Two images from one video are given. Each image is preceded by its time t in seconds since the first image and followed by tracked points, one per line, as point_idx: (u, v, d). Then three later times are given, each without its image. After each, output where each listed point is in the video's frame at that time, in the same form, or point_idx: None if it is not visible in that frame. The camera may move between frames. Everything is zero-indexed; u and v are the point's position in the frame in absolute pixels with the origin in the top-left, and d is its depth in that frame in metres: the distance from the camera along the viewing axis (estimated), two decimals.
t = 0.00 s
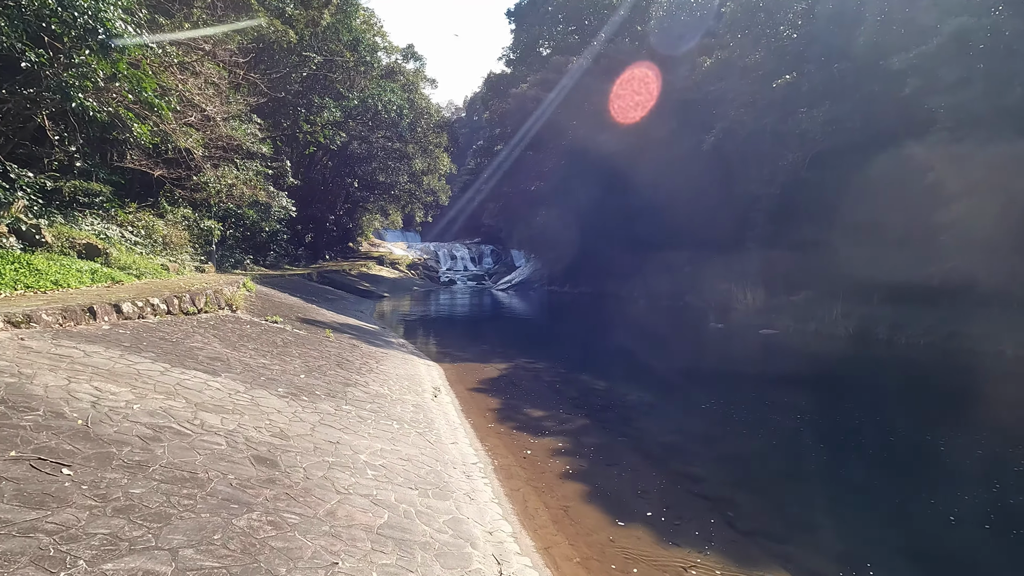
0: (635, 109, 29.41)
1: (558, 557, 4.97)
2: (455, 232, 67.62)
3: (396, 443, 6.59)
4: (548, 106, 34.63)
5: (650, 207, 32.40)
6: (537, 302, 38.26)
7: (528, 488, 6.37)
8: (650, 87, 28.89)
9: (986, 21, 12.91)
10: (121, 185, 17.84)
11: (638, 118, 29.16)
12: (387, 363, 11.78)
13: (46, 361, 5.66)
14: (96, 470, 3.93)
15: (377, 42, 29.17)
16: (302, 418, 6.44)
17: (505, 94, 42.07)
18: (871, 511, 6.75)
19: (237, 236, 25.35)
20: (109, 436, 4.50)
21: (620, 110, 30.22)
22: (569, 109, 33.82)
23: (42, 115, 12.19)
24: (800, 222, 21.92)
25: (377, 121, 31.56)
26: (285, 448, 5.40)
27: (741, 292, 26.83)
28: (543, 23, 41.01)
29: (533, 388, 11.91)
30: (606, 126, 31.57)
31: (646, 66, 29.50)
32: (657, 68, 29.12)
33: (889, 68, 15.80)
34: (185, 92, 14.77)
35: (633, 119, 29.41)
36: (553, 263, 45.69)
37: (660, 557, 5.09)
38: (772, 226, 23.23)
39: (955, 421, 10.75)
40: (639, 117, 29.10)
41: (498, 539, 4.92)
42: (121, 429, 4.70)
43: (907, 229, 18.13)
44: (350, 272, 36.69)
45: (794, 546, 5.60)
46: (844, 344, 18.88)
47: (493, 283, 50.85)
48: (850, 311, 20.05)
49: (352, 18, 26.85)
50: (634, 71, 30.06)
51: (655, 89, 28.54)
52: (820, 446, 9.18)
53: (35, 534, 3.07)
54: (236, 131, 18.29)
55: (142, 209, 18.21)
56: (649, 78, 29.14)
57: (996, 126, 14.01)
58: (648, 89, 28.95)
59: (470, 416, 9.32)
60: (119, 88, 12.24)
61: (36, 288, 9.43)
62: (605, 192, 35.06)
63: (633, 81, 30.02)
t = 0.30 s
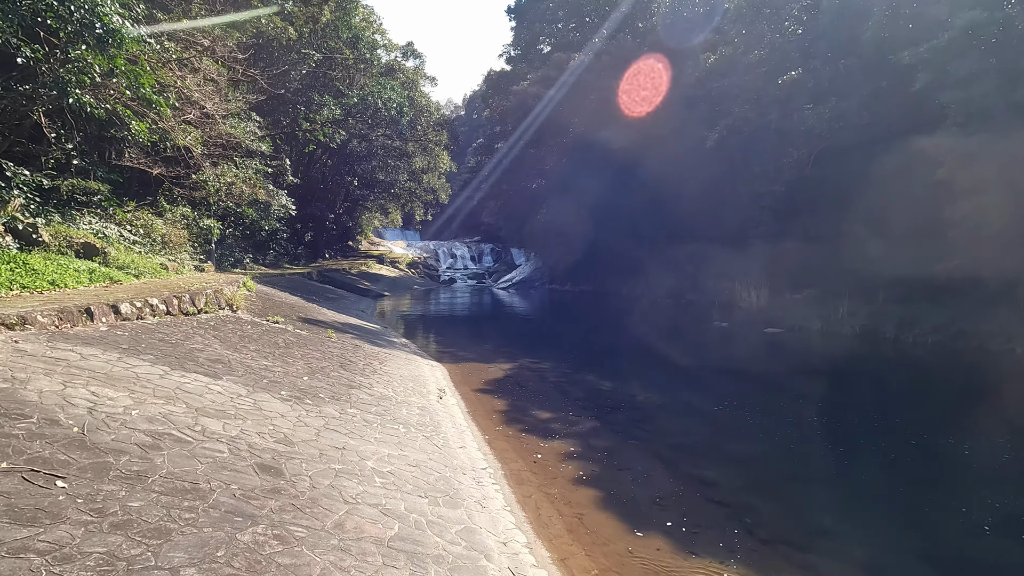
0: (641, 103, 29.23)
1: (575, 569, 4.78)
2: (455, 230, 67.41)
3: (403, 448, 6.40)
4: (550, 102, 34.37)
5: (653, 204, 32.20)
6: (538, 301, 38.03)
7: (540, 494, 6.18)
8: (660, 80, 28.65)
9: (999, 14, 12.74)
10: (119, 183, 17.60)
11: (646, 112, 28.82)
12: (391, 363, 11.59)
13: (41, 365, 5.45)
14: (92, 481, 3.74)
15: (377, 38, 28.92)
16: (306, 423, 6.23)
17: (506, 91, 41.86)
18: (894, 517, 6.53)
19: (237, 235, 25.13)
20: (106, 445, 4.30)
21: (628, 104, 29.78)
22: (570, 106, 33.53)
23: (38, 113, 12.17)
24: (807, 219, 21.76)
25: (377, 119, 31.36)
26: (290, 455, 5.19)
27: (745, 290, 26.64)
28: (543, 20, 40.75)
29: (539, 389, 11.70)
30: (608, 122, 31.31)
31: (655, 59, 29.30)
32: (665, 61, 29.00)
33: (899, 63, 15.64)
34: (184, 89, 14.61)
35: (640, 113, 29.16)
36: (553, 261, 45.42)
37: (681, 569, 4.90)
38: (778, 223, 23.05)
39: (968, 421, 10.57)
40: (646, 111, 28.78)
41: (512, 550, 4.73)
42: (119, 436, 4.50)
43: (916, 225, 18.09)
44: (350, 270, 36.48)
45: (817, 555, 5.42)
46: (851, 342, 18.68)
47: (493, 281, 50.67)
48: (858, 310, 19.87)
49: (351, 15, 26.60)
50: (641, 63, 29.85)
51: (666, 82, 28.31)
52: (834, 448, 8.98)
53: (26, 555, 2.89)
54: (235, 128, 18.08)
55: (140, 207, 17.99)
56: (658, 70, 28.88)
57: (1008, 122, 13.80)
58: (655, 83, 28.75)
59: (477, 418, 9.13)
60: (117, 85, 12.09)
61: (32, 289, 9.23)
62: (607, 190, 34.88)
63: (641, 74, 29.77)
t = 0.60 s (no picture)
0: (637, 108, 29.41)
1: None
2: (455, 229, 67.19)
3: (412, 457, 6.20)
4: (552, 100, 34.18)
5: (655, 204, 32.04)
6: (540, 300, 37.83)
7: (555, 505, 5.99)
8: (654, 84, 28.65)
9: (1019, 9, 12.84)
10: (118, 182, 17.37)
11: (640, 116, 29.05)
12: (396, 366, 11.39)
13: (37, 374, 5.24)
14: (89, 501, 3.53)
15: (378, 36, 28.69)
16: (313, 431, 6.02)
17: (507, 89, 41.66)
18: (923, 529, 6.30)
19: (237, 235, 24.91)
20: (106, 460, 4.10)
21: (622, 110, 30.24)
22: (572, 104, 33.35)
23: (36, 111, 11.99)
24: (811, 219, 21.59)
25: (379, 117, 31.15)
26: (297, 467, 4.99)
27: (750, 290, 26.43)
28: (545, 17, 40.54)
29: (546, 392, 11.49)
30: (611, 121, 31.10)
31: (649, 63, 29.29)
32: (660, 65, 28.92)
33: (911, 60, 15.54)
34: (184, 87, 14.45)
35: (635, 117, 29.35)
36: (555, 260, 45.19)
37: None
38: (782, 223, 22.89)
39: (982, 423, 10.42)
40: (643, 114, 28.88)
41: (531, 568, 4.56)
42: (118, 450, 4.28)
43: (919, 226, 17.86)
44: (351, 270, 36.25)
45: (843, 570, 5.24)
46: (859, 343, 18.51)
47: (494, 280, 50.48)
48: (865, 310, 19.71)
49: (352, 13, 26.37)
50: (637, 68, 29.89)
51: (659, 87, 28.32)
52: (853, 453, 8.76)
53: None
54: (236, 126, 17.88)
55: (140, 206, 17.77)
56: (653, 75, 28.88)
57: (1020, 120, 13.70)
58: (651, 87, 28.78)
59: (485, 424, 8.93)
60: (115, 82, 11.98)
61: (30, 291, 9.02)
62: (609, 189, 34.70)
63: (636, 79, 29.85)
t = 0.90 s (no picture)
0: (638, 112, 29.42)
1: None
2: (456, 227, 67.03)
3: (417, 461, 6.00)
4: (554, 98, 33.96)
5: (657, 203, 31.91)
6: (542, 298, 37.63)
7: (566, 511, 5.80)
8: (653, 89, 28.76)
9: None
10: (117, 180, 17.15)
11: (641, 121, 29.10)
12: (399, 366, 11.19)
13: (29, 376, 5.03)
14: (79, 514, 3.32)
15: (378, 33, 28.45)
16: (316, 435, 5.81)
17: (508, 87, 41.46)
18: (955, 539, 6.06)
19: (237, 233, 24.70)
20: (100, 468, 3.88)
21: (622, 114, 30.25)
22: (574, 102, 33.16)
23: (32, 106, 11.79)
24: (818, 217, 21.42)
25: (379, 114, 30.94)
26: (300, 473, 4.78)
27: (755, 288, 26.26)
28: (546, 14, 40.32)
29: (552, 393, 11.28)
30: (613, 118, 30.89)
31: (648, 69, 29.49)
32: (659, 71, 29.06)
33: (922, 54, 15.34)
34: (184, 83, 14.31)
35: (635, 122, 29.38)
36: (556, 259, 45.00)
37: None
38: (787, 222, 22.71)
39: (995, 425, 10.25)
40: (644, 119, 28.92)
41: None
42: (111, 458, 4.06)
43: (924, 225, 17.77)
44: (352, 268, 36.05)
45: None
46: (866, 342, 18.37)
47: (495, 279, 50.28)
48: (872, 309, 19.61)
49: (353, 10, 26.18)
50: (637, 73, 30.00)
51: (658, 91, 28.40)
52: (872, 457, 8.54)
53: None
54: (236, 123, 17.69)
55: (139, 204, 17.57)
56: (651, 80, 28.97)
57: None
58: (650, 91, 28.83)
59: (491, 425, 8.72)
60: (115, 77, 11.65)
61: (25, 290, 8.81)
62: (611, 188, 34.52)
63: (635, 84, 29.95)
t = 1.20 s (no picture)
0: (638, 106, 28.98)
1: None
2: (456, 226, 66.78)
3: (421, 473, 5.74)
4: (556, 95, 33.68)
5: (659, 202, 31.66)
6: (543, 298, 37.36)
7: (577, 526, 5.54)
8: (654, 84, 28.37)
9: None
10: (115, 179, 16.88)
11: (641, 116, 28.71)
12: (401, 370, 10.94)
13: (12, 387, 4.75)
14: (56, 543, 3.06)
15: (378, 31, 28.18)
16: (315, 446, 5.55)
17: (509, 85, 41.18)
18: (989, 559, 5.74)
19: (236, 232, 24.43)
20: (83, 489, 3.62)
21: (622, 107, 29.70)
22: (576, 99, 32.84)
23: (24, 104, 11.53)
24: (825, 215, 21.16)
25: (379, 112, 30.68)
26: (297, 490, 4.52)
27: (759, 288, 26.00)
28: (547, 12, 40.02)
29: (558, 397, 11.02)
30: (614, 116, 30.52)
31: (649, 64, 29.15)
32: (661, 66, 28.74)
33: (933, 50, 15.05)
34: (182, 82, 14.09)
35: (635, 115, 28.96)
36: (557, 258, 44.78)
37: None
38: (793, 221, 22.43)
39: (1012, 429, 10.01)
40: (644, 114, 28.54)
41: None
42: (95, 477, 3.79)
43: (932, 224, 17.61)
44: (352, 268, 35.79)
45: None
46: (875, 343, 18.13)
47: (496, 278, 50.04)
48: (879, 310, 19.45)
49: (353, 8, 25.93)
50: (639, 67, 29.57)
51: (659, 86, 27.99)
52: (896, 466, 8.21)
53: None
54: (234, 122, 17.45)
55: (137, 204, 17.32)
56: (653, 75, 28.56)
57: None
58: (652, 85, 28.38)
59: (496, 432, 8.46)
60: (108, 73, 11.44)
61: (15, 292, 8.54)
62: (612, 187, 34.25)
63: (636, 78, 29.51)
